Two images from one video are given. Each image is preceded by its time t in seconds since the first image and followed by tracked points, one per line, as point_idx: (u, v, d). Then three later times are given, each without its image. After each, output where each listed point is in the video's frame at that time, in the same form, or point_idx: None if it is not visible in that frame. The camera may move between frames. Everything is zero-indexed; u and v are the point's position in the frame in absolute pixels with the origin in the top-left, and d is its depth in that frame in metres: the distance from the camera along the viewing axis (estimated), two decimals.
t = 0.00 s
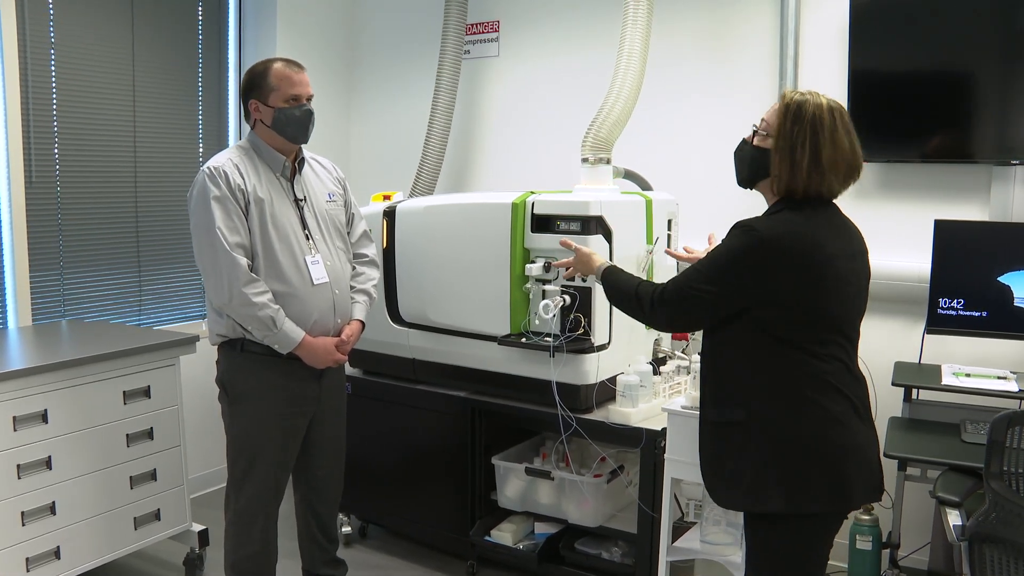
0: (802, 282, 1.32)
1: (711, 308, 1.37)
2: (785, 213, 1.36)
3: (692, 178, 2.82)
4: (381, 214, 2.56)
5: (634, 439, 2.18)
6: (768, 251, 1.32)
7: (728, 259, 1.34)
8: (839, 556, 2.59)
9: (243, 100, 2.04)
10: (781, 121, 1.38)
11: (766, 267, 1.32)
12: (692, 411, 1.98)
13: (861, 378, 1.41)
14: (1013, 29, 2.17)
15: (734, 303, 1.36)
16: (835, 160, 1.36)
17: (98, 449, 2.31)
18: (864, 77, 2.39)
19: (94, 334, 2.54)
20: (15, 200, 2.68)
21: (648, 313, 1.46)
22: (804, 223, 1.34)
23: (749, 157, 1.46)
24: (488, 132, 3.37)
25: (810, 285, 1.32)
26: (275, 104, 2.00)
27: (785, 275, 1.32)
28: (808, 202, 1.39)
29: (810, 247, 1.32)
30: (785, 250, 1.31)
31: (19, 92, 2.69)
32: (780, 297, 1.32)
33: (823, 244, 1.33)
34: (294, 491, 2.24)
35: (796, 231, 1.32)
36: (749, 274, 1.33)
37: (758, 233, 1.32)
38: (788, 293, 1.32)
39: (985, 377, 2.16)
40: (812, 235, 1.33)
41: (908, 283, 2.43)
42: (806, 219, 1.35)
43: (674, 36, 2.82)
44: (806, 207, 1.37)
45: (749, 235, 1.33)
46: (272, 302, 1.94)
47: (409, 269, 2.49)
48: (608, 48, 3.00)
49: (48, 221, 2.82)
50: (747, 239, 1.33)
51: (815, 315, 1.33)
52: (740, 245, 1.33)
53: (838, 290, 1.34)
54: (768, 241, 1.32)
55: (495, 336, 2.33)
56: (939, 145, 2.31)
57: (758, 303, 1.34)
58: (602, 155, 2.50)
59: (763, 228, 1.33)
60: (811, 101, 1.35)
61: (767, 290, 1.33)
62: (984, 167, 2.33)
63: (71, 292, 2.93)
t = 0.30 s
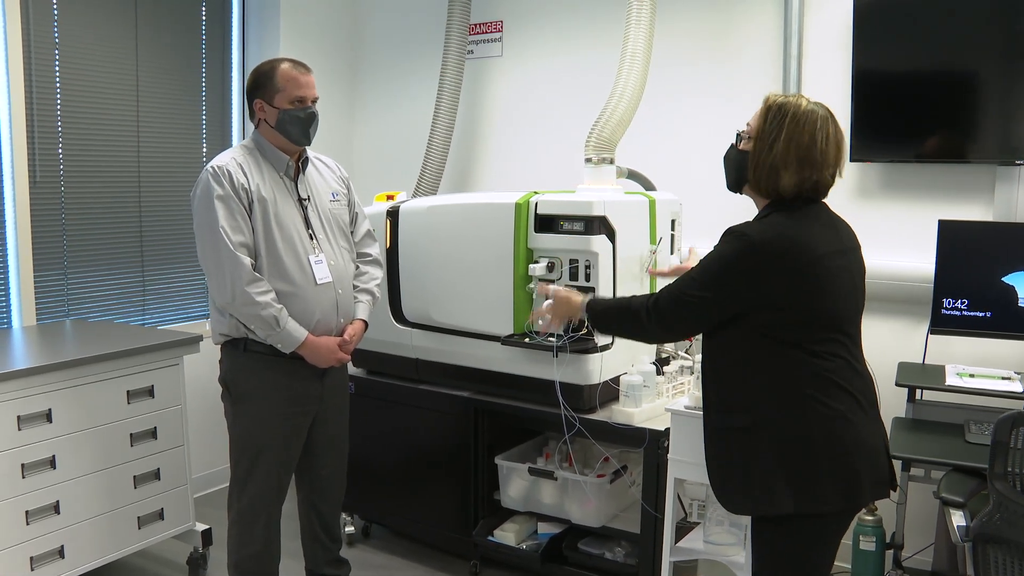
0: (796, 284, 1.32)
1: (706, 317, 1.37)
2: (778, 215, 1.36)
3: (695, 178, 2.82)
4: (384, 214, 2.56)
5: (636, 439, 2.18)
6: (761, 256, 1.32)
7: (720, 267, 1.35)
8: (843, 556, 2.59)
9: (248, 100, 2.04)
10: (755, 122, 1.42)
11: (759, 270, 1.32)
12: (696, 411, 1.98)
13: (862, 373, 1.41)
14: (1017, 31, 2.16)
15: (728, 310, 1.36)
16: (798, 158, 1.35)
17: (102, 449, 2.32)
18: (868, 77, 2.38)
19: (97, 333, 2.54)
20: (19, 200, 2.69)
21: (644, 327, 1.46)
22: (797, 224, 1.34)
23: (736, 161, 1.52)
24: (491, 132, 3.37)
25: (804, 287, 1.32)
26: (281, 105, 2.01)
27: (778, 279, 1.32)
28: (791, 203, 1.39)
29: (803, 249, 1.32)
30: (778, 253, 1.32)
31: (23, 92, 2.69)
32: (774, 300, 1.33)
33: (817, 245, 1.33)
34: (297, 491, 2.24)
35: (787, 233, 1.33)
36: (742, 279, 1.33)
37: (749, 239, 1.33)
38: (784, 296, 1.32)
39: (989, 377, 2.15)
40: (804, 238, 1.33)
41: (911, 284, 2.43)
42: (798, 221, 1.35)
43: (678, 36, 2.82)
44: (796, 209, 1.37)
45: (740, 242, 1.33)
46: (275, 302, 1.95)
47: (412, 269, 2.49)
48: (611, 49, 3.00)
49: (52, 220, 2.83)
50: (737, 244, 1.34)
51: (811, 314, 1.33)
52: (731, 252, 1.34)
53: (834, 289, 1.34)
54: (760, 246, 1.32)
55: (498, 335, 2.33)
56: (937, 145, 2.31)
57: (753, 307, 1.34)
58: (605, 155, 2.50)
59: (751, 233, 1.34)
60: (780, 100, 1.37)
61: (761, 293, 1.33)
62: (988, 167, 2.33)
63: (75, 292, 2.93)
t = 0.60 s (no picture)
0: (802, 283, 1.32)
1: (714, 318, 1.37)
2: (784, 215, 1.36)
3: (700, 179, 2.82)
4: (389, 214, 2.57)
5: (641, 439, 2.18)
6: (767, 255, 1.32)
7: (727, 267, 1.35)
8: (848, 557, 2.58)
9: (253, 100, 2.04)
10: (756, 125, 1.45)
11: (766, 270, 1.32)
12: (701, 411, 1.98)
13: (865, 372, 1.40)
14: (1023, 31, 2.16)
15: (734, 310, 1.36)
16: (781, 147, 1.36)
17: (107, 448, 2.32)
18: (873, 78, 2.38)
19: (101, 333, 2.55)
20: (25, 200, 2.70)
21: (649, 329, 1.47)
22: (803, 224, 1.34)
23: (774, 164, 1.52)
24: (495, 132, 3.37)
25: (810, 287, 1.32)
26: (287, 107, 2.01)
27: (782, 278, 1.32)
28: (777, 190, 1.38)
29: (809, 248, 1.32)
30: (784, 252, 1.32)
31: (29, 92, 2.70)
32: (780, 299, 1.33)
33: (823, 244, 1.33)
34: (302, 490, 2.24)
35: (794, 231, 1.33)
36: (748, 278, 1.33)
37: (756, 237, 1.33)
38: (791, 294, 1.32)
39: (995, 378, 2.14)
40: (811, 238, 1.33)
41: (917, 284, 2.42)
42: (805, 220, 1.35)
43: (683, 37, 2.82)
44: (802, 207, 1.37)
45: (747, 240, 1.33)
46: (280, 301, 1.95)
47: (417, 269, 2.49)
48: (616, 49, 3.00)
49: (58, 220, 2.83)
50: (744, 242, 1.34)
51: (815, 314, 1.32)
52: (739, 251, 1.34)
53: (839, 288, 1.33)
54: (767, 245, 1.32)
55: (503, 335, 2.33)
56: (940, 145, 2.31)
57: (761, 306, 1.34)
58: (610, 155, 2.50)
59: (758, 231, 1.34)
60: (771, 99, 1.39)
61: (768, 292, 1.33)
62: (994, 167, 2.32)
63: (80, 291, 2.94)
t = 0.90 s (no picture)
0: (813, 282, 1.32)
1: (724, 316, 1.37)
2: (796, 214, 1.36)
3: (704, 179, 2.82)
4: (393, 214, 2.57)
5: (645, 439, 2.18)
6: (779, 253, 1.32)
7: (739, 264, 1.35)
8: (852, 557, 2.58)
9: (248, 103, 2.06)
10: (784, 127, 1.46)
11: (778, 269, 1.32)
12: (706, 411, 1.98)
13: (872, 373, 1.40)
14: None
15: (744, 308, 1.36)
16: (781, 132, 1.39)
17: (111, 448, 2.33)
18: (877, 78, 2.38)
19: (106, 333, 2.55)
20: (30, 199, 2.70)
21: (656, 324, 1.47)
22: (817, 223, 1.34)
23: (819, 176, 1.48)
24: (500, 132, 3.38)
25: (821, 286, 1.32)
26: (279, 106, 2.02)
27: (792, 277, 1.32)
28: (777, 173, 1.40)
29: (821, 247, 1.32)
30: (796, 251, 1.32)
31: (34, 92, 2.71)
32: (790, 298, 1.33)
33: (836, 244, 1.33)
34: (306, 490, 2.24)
35: (808, 232, 1.32)
36: (759, 276, 1.33)
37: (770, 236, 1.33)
38: (802, 295, 1.32)
39: (999, 378, 2.14)
40: (823, 236, 1.33)
41: (922, 284, 2.42)
42: (818, 220, 1.35)
43: (687, 37, 2.82)
44: (819, 206, 1.37)
45: (761, 239, 1.33)
46: (283, 298, 1.95)
47: (421, 269, 2.50)
48: (620, 49, 3.00)
49: (62, 220, 2.84)
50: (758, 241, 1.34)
51: (823, 314, 1.32)
52: (751, 248, 1.34)
53: (848, 289, 1.33)
54: (779, 243, 1.32)
55: (507, 334, 2.33)
56: (948, 145, 2.31)
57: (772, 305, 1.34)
58: (614, 155, 2.50)
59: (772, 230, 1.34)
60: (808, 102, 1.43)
61: (780, 292, 1.33)
62: (998, 168, 2.32)
63: (85, 291, 2.94)
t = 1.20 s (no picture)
0: (826, 283, 1.31)
1: (739, 320, 1.34)
2: (809, 212, 1.35)
3: (705, 179, 2.82)
4: (395, 214, 2.58)
5: (646, 440, 2.19)
6: (795, 255, 1.31)
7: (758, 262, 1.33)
8: (853, 557, 2.58)
9: (250, 101, 2.06)
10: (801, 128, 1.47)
11: (793, 271, 1.31)
12: (707, 412, 1.98)
13: (879, 372, 1.41)
14: None
15: (764, 309, 1.33)
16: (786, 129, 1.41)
17: (112, 448, 2.33)
18: (879, 78, 2.38)
19: (106, 333, 2.55)
20: (32, 200, 2.71)
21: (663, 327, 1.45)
22: (828, 223, 1.34)
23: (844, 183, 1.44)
24: (501, 132, 3.38)
25: (834, 285, 1.32)
26: (282, 100, 2.02)
27: (808, 277, 1.31)
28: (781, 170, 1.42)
29: (835, 247, 1.32)
30: (810, 252, 1.31)
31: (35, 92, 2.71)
32: (804, 299, 1.32)
33: (847, 243, 1.33)
34: (307, 490, 2.24)
35: (823, 233, 1.32)
36: (773, 279, 1.32)
37: (786, 237, 1.31)
38: (817, 296, 1.32)
39: (1000, 378, 2.14)
40: (835, 235, 1.33)
41: (922, 284, 2.42)
42: (828, 219, 1.34)
43: (688, 37, 2.82)
44: (822, 207, 1.37)
45: (777, 240, 1.32)
46: (281, 300, 1.95)
47: (422, 269, 2.50)
48: (621, 49, 3.00)
49: (63, 219, 2.84)
50: (772, 242, 1.32)
51: (834, 315, 1.32)
52: (766, 250, 1.32)
53: (858, 289, 1.33)
54: (796, 243, 1.31)
55: (507, 334, 2.33)
56: (958, 144, 2.30)
57: (786, 307, 1.33)
58: (615, 155, 2.50)
59: (788, 231, 1.32)
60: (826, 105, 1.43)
61: (796, 293, 1.32)
62: (999, 167, 2.32)
63: (85, 290, 2.94)
